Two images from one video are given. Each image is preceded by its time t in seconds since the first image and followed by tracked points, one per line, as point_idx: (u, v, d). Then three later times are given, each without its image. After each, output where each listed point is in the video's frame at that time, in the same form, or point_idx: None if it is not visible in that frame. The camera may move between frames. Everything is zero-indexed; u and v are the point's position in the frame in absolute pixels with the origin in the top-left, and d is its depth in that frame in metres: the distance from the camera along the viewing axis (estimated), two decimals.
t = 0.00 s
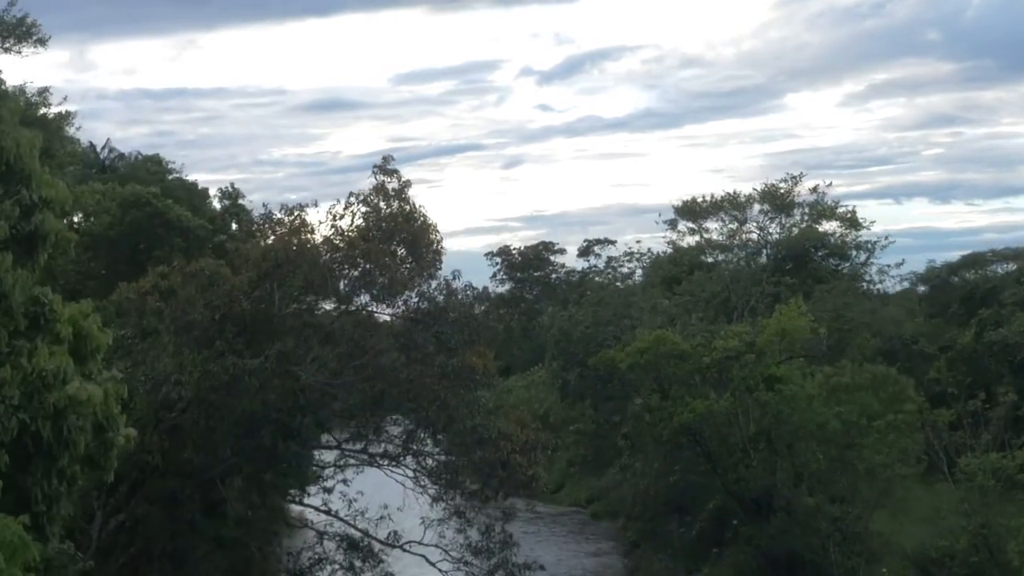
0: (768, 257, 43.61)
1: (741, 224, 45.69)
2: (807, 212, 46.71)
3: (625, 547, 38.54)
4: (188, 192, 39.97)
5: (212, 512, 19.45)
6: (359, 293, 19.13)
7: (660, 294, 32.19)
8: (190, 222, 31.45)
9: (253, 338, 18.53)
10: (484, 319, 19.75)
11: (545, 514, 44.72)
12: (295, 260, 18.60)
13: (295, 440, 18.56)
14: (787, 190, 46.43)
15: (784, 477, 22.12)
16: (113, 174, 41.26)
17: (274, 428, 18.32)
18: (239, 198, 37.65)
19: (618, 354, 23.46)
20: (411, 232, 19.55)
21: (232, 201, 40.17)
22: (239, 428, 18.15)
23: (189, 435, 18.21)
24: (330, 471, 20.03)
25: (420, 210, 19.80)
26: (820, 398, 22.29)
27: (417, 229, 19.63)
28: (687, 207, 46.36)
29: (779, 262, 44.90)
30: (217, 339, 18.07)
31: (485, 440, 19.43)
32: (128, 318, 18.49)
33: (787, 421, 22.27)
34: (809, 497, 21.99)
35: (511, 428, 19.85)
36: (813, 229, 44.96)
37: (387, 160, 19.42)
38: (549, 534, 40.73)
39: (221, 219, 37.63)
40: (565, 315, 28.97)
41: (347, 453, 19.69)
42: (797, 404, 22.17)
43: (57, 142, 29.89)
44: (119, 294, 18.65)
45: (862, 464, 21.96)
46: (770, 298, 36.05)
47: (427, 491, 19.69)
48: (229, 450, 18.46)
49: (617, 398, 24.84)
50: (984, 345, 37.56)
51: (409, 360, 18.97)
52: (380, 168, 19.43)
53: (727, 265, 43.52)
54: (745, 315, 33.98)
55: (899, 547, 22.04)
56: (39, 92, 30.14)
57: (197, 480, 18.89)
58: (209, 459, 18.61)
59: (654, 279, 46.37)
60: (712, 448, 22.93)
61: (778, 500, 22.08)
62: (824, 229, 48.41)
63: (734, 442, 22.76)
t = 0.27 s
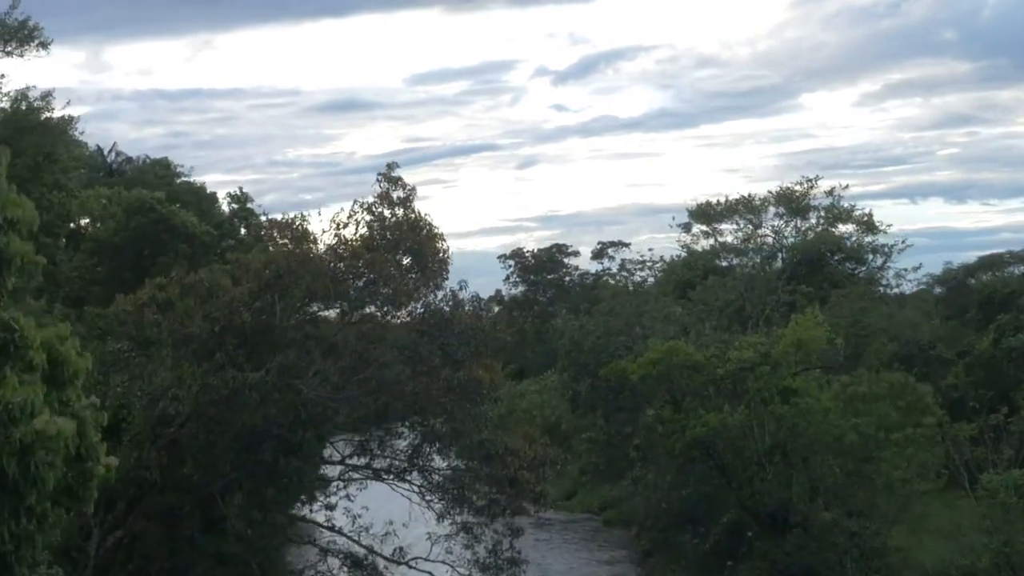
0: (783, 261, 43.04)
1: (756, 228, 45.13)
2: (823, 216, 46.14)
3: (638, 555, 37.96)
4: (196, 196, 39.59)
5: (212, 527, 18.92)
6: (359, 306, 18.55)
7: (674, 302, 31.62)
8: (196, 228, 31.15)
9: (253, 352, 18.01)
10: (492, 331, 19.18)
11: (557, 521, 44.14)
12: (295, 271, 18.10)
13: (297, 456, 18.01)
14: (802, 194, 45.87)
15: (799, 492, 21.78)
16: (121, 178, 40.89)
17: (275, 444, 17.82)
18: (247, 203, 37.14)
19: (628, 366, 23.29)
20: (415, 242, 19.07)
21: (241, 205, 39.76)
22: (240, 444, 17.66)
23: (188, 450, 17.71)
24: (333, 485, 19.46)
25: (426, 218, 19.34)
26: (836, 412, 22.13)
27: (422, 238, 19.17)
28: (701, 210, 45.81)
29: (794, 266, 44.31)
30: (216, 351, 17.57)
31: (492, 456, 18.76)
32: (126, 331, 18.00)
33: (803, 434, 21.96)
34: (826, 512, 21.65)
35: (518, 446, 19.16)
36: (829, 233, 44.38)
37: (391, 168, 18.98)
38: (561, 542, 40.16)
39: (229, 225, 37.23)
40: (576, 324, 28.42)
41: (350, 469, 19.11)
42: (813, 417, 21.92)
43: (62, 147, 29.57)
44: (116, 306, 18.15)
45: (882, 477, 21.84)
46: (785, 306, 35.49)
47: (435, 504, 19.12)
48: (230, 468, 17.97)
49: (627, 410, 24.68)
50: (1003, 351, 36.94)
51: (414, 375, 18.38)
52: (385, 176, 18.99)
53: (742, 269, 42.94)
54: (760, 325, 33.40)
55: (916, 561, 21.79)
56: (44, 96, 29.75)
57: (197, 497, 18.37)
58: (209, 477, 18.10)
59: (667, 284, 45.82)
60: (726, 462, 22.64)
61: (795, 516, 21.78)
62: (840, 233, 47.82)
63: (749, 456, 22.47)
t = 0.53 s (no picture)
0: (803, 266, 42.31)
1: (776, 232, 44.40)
2: (843, 220, 45.37)
3: (655, 566, 37.28)
4: (206, 202, 39.00)
5: (211, 549, 18.33)
6: (361, 316, 17.61)
7: (690, 311, 30.86)
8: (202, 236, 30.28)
9: (253, 370, 17.34)
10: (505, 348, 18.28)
11: (573, 529, 43.48)
12: (297, 286, 17.43)
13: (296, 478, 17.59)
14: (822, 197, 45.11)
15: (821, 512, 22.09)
16: (130, 184, 40.32)
17: (276, 467, 17.40)
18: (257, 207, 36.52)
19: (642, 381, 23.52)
20: (422, 254, 18.32)
21: (251, 211, 39.14)
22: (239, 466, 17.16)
23: (185, 471, 17.17)
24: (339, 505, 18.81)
25: (434, 230, 18.65)
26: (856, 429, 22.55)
27: (431, 250, 18.47)
28: (720, 214, 45.07)
29: (814, 271, 43.56)
30: (215, 369, 16.88)
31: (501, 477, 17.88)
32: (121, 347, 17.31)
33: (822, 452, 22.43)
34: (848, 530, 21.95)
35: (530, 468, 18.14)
36: (849, 236, 43.62)
37: (397, 178, 18.31)
38: (577, 551, 39.50)
39: (239, 231, 36.68)
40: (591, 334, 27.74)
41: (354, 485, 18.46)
42: (833, 436, 22.37)
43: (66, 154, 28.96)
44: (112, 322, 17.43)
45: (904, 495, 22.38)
46: (805, 316, 34.75)
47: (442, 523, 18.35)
48: (231, 490, 17.48)
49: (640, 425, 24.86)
50: None
51: (420, 393, 17.53)
52: (391, 187, 18.31)
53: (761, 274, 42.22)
54: (779, 334, 32.67)
55: None
56: (47, 102, 29.13)
57: (195, 519, 17.85)
58: (207, 500, 17.58)
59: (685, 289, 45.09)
60: (745, 481, 23.07)
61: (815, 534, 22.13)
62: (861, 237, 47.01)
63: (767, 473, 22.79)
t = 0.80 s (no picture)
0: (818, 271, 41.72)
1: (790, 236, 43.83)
2: (859, 224, 44.76)
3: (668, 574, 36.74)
4: (213, 207, 38.54)
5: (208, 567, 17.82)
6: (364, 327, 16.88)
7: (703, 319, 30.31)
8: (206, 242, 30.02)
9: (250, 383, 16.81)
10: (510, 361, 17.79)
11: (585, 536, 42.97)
12: (295, 297, 16.72)
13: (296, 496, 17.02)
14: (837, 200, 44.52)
15: (836, 528, 22.62)
16: (136, 188, 39.86)
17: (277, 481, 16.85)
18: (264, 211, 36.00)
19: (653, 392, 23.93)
20: (425, 263, 17.70)
21: (258, 216, 38.66)
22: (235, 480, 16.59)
23: (182, 487, 16.61)
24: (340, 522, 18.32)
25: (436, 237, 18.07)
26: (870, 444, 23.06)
27: (433, 259, 17.84)
28: (733, 217, 44.48)
29: (829, 275, 42.95)
30: (212, 383, 16.38)
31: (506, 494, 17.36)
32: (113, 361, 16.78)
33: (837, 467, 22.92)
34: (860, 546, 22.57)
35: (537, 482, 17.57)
36: (865, 240, 43.01)
37: (399, 184, 17.74)
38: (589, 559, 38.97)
39: (246, 235, 36.21)
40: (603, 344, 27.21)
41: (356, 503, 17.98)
42: (847, 450, 22.85)
43: (69, 158, 28.50)
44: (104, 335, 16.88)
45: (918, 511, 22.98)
46: (820, 322, 34.19)
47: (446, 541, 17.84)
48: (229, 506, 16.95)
49: (651, 436, 25.26)
50: None
51: (421, 409, 17.10)
52: (392, 193, 17.74)
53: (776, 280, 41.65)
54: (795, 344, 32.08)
55: None
56: (49, 107, 28.70)
57: (192, 536, 17.32)
58: (205, 516, 17.05)
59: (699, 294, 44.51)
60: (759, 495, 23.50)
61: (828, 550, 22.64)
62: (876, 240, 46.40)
63: (781, 487, 23.32)
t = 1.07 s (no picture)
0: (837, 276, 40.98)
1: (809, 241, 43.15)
2: (879, 229, 44.02)
3: None
4: (222, 213, 37.96)
5: None
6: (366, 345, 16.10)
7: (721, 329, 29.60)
8: (209, 250, 29.93)
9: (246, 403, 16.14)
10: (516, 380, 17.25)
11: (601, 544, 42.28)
12: (293, 313, 16.13)
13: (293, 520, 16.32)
14: (857, 205, 43.78)
15: (858, 552, 22.61)
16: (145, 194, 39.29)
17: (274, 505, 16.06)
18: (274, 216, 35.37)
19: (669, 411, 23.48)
20: (428, 278, 17.03)
21: (268, 221, 38.08)
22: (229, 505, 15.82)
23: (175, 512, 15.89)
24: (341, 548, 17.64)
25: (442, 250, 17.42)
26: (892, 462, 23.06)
27: (437, 272, 17.20)
28: (752, 221, 43.78)
29: (849, 281, 42.19)
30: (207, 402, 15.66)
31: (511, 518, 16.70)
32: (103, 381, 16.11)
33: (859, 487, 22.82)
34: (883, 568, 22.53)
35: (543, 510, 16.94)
36: (886, 245, 42.25)
37: (402, 196, 17.10)
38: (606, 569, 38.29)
39: (255, 242, 35.62)
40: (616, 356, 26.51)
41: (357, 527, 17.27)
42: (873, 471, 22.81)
43: (71, 164, 27.92)
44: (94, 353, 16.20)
45: (941, 534, 23.09)
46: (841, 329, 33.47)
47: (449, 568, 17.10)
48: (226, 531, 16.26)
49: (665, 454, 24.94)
50: None
51: (422, 429, 16.51)
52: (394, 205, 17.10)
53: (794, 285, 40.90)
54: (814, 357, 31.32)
55: None
56: (51, 112, 28.11)
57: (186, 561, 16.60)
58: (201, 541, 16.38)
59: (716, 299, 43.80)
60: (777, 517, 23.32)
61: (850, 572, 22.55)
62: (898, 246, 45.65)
63: (800, 508, 23.15)
